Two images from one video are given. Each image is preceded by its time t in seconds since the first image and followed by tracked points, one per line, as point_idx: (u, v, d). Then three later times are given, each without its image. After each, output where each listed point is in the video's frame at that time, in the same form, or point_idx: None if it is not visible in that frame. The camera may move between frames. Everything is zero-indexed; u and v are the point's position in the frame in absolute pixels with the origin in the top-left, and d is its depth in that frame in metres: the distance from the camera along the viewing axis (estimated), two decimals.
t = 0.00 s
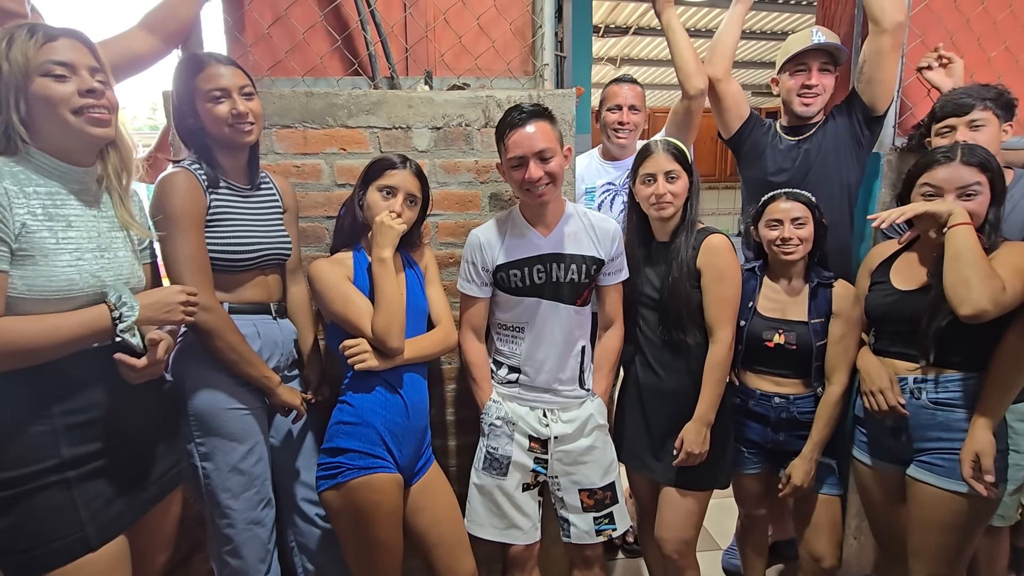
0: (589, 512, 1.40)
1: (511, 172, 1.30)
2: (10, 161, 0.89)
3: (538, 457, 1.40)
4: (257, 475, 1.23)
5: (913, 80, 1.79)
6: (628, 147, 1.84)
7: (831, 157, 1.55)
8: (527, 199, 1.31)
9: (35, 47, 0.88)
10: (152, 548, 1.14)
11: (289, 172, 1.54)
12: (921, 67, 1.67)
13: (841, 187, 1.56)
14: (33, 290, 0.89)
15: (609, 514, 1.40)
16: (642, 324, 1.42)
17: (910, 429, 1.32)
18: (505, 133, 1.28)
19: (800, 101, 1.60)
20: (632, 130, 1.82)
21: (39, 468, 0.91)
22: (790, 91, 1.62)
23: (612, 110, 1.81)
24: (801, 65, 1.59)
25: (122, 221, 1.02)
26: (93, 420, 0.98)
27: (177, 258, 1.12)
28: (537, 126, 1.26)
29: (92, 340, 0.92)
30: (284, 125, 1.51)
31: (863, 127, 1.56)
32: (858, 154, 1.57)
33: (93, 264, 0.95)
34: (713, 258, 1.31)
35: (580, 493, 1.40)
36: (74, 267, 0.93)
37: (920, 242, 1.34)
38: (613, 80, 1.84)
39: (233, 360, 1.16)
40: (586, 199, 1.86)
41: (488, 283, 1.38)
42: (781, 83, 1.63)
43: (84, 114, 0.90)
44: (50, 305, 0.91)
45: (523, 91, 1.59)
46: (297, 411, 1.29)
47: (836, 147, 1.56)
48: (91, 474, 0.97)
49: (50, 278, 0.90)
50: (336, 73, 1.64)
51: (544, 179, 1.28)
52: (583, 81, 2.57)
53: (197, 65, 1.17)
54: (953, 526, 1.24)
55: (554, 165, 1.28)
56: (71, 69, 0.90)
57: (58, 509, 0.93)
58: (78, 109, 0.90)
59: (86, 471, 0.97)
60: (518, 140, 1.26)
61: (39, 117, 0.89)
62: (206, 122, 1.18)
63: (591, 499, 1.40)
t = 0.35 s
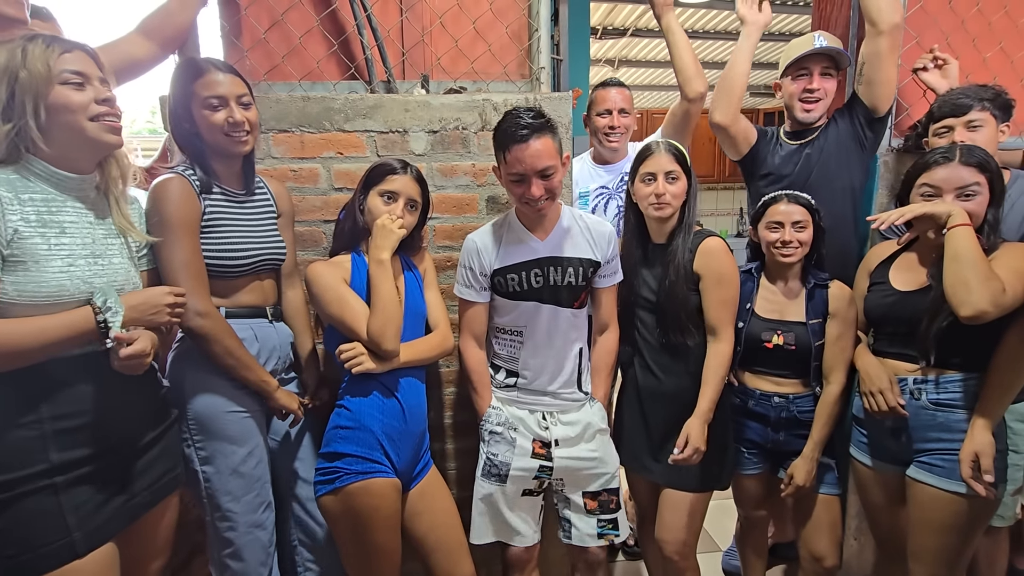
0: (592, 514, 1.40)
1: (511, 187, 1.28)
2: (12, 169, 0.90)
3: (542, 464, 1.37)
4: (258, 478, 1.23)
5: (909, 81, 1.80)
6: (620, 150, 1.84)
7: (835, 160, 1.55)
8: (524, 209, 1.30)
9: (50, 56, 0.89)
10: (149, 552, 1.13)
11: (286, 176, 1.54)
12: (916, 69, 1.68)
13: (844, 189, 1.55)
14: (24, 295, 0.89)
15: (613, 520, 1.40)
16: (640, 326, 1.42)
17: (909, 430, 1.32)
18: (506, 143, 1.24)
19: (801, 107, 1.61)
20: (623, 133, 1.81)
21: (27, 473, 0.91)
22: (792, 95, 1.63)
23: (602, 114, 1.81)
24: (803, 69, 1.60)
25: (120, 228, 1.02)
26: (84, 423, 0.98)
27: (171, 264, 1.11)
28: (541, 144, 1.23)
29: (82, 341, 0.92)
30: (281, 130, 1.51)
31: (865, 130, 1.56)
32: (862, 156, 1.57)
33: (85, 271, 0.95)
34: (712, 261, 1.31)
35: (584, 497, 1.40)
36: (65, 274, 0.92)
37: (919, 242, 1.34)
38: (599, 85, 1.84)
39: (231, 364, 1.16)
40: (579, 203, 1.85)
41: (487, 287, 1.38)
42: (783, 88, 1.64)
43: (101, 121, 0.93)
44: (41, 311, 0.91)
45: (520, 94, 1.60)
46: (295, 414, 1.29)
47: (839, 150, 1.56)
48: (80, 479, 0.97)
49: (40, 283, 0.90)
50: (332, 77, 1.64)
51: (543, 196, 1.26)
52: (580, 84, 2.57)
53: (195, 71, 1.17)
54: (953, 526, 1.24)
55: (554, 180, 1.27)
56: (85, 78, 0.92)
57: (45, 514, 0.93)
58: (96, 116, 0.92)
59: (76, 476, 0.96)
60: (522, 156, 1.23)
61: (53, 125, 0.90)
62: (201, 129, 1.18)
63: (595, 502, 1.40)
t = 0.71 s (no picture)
0: (591, 514, 1.40)
1: (507, 191, 1.28)
2: (5, 171, 0.90)
3: (540, 465, 1.37)
4: (255, 482, 1.23)
5: (908, 81, 1.80)
6: (616, 153, 1.84)
7: (835, 161, 1.55)
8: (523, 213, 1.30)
9: (43, 55, 0.88)
10: (147, 556, 1.13)
11: (284, 177, 1.54)
12: (915, 69, 1.68)
13: (844, 189, 1.55)
14: (21, 297, 0.88)
15: (612, 523, 1.40)
16: (641, 326, 1.41)
17: (912, 430, 1.31)
18: (500, 147, 1.24)
19: (805, 106, 1.60)
20: (620, 136, 1.82)
21: (26, 476, 0.90)
22: (796, 94, 1.62)
23: (597, 120, 1.80)
24: (806, 69, 1.60)
25: (115, 228, 1.03)
26: (82, 425, 0.97)
27: (171, 264, 1.11)
28: (533, 145, 1.23)
29: (81, 343, 0.92)
30: (279, 131, 1.51)
31: (865, 130, 1.56)
32: (862, 157, 1.56)
33: (81, 273, 0.94)
34: (713, 259, 1.32)
35: (583, 498, 1.40)
36: (62, 275, 0.92)
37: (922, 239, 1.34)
38: (594, 87, 1.83)
39: (230, 365, 1.16)
40: (576, 205, 1.85)
41: (487, 288, 1.38)
42: (787, 87, 1.63)
43: (96, 121, 0.93)
44: (37, 313, 0.90)
45: (519, 94, 1.59)
46: (292, 416, 1.28)
47: (840, 151, 1.56)
48: (79, 482, 0.96)
49: (37, 286, 0.89)
50: (331, 78, 1.64)
51: (540, 198, 1.26)
52: (578, 85, 2.57)
53: (191, 72, 1.16)
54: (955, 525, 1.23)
55: (550, 182, 1.26)
56: (79, 78, 0.91)
57: (45, 517, 0.92)
58: (91, 116, 0.92)
59: (75, 479, 0.96)
60: (515, 160, 1.23)
61: (48, 126, 0.89)
62: (197, 130, 1.17)
63: (594, 501, 1.40)
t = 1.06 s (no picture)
0: (586, 521, 1.39)
1: (513, 193, 1.28)
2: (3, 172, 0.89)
3: (539, 465, 1.37)
4: (257, 485, 1.23)
5: (910, 81, 1.80)
6: (618, 154, 1.84)
7: (835, 164, 1.55)
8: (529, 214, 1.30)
9: (25, 56, 0.86)
10: (151, 558, 1.12)
11: (286, 179, 1.54)
12: (916, 69, 1.68)
13: (845, 191, 1.55)
14: (24, 301, 0.88)
15: (608, 526, 1.40)
16: (643, 327, 1.41)
17: (912, 431, 1.31)
18: (507, 149, 1.24)
19: (804, 106, 1.61)
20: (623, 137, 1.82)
21: (33, 481, 0.90)
22: (795, 95, 1.64)
23: (599, 119, 1.80)
24: (805, 69, 1.61)
25: (116, 231, 1.03)
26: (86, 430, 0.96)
27: (173, 265, 1.11)
28: (540, 146, 1.23)
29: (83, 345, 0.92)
30: (281, 133, 1.51)
31: (865, 130, 1.55)
32: (863, 159, 1.56)
33: (85, 275, 0.95)
34: (712, 254, 1.32)
35: (578, 503, 1.39)
36: (65, 277, 0.92)
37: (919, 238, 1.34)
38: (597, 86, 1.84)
39: (232, 366, 1.16)
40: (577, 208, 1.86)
41: (490, 287, 1.38)
42: (785, 88, 1.65)
43: (73, 121, 0.90)
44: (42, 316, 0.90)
45: (520, 96, 1.60)
46: (295, 418, 1.28)
47: (839, 152, 1.55)
48: (86, 487, 0.97)
49: (40, 288, 0.89)
50: (333, 80, 1.64)
51: (547, 199, 1.27)
52: (580, 86, 2.58)
53: (190, 74, 1.16)
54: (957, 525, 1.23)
55: (556, 183, 1.26)
56: (61, 77, 0.89)
57: (55, 522, 0.92)
58: (69, 116, 0.89)
59: (83, 483, 0.96)
60: (522, 162, 1.22)
61: (29, 126, 0.88)
62: (198, 132, 1.18)
63: (589, 508, 1.39)
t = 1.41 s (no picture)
0: (587, 517, 1.40)
1: (546, 183, 1.27)
2: (4, 166, 0.87)
3: (547, 458, 1.37)
4: (265, 481, 1.25)
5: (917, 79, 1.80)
6: (624, 151, 1.84)
7: (846, 160, 1.55)
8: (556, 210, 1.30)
9: (14, 48, 0.83)
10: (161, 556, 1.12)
11: (292, 177, 1.54)
12: (923, 66, 1.67)
13: (854, 189, 1.54)
14: (32, 297, 0.87)
15: (608, 525, 1.39)
16: (654, 326, 1.41)
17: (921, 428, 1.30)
18: (545, 142, 1.25)
19: (812, 102, 1.59)
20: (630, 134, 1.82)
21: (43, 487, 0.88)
22: (802, 92, 1.62)
23: (608, 114, 1.81)
24: (812, 67, 1.58)
25: (123, 228, 1.02)
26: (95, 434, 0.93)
27: (183, 263, 1.12)
28: (580, 142, 1.24)
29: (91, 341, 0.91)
30: (286, 131, 1.52)
31: (877, 128, 1.56)
32: (874, 155, 1.56)
33: (94, 269, 0.94)
34: (715, 248, 1.32)
35: (580, 498, 1.40)
36: (72, 273, 0.91)
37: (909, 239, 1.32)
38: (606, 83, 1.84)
39: (241, 362, 1.17)
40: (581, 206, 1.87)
41: (509, 280, 1.37)
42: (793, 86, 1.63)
43: (62, 115, 0.86)
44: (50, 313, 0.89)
45: (525, 94, 1.60)
46: (306, 412, 1.29)
47: (850, 150, 1.56)
48: (99, 493, 0.95)
49: (47, 283, 0.89)
50: (338, 78, 1.64)
51: (577, 196, 1.26)
52: (584, 84, 2.57)
53: (196, 71, 1.17)
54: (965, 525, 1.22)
55: (590, 182, 1.26)
56: (50, 70, 0.84)
57: (67, 530, 0.91)
58: (58, 110, 0.86)
59: (94, 489, 0.94)
60: (558, 154, 1.23)
61: (20, 122, 0.85)
62: (205, 128, 1.18)
63: (591, 505, 1.40)
